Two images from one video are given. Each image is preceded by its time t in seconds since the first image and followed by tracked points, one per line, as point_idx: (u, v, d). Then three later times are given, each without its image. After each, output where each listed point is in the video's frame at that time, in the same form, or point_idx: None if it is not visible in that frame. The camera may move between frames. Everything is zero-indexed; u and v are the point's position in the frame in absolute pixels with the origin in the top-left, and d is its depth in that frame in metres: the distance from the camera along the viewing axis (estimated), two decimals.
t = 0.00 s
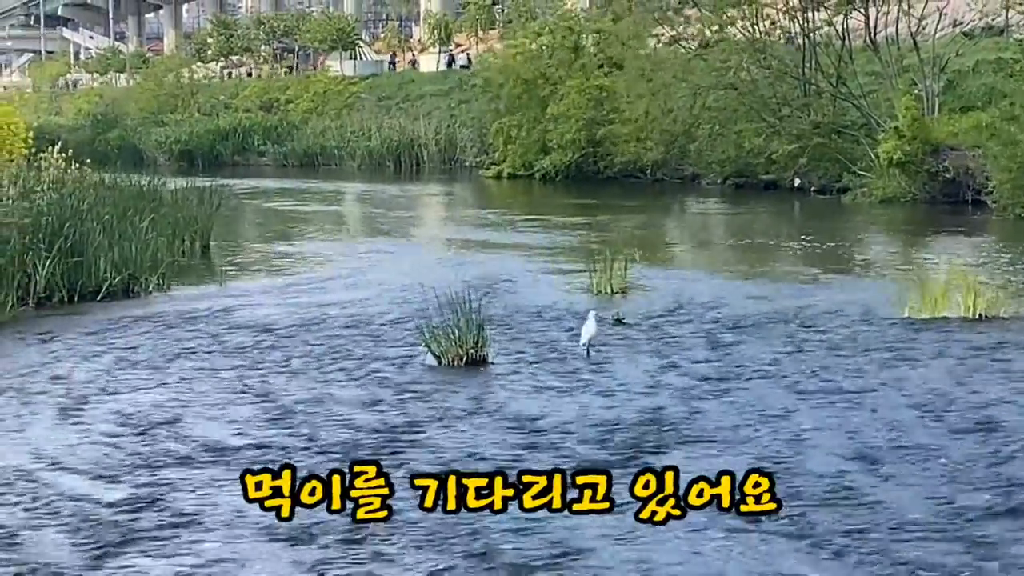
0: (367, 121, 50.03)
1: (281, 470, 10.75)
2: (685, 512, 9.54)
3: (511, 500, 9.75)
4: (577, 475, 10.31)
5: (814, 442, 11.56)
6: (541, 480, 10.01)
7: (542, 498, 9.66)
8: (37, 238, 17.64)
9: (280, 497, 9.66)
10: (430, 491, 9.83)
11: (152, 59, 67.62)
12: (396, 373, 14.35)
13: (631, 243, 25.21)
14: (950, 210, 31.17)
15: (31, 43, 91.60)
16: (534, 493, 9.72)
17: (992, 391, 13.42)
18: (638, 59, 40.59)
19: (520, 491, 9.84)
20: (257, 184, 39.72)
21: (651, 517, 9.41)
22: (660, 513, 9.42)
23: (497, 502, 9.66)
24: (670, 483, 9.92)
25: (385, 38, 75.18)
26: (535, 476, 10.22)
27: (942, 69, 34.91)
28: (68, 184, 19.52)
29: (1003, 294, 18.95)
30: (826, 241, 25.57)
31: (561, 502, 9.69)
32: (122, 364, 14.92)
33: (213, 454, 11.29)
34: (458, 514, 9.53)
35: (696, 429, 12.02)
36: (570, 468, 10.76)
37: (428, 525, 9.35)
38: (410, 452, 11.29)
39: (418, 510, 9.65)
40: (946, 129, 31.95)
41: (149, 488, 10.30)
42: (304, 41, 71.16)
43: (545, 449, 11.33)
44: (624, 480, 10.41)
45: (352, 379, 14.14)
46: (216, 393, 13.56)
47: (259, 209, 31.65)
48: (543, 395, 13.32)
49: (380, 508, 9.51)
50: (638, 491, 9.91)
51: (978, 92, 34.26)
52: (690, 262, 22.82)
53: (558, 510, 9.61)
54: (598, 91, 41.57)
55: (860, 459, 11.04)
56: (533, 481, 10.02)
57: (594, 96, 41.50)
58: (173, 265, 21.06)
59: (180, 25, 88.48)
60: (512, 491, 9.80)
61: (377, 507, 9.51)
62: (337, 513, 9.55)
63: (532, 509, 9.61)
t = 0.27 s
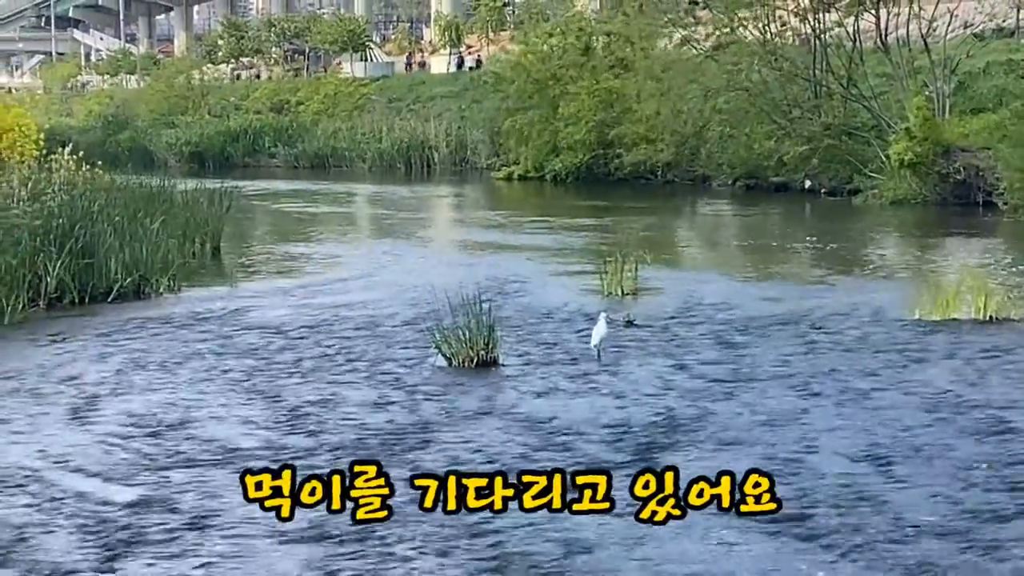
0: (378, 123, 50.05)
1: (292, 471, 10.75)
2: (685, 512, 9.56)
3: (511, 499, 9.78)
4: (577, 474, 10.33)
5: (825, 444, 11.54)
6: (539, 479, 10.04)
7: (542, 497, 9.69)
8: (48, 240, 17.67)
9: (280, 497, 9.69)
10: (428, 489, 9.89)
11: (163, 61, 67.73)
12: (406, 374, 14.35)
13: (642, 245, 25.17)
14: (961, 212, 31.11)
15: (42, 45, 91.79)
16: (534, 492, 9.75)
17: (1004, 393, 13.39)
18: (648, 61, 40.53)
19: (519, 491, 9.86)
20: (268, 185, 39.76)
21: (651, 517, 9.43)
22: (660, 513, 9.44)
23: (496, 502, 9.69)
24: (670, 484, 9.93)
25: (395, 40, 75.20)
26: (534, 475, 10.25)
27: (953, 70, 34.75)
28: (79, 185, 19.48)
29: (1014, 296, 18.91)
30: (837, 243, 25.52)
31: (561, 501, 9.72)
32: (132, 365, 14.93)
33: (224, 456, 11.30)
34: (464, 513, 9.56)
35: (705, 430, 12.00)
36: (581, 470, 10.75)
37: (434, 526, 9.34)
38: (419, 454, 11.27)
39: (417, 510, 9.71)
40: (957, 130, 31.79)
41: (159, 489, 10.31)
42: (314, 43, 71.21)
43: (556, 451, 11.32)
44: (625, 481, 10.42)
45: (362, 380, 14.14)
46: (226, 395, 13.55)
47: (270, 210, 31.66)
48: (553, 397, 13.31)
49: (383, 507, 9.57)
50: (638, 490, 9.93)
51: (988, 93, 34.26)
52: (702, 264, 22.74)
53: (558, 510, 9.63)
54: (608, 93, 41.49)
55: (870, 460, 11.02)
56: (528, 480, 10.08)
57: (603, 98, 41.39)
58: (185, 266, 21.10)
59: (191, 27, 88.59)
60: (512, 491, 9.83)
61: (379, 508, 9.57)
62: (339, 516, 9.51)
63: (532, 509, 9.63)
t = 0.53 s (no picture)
0: (389, 124, 50.06)
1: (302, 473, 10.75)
2: (685, 512, 9.59)
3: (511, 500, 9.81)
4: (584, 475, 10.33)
5: (835, 445, 11.53)
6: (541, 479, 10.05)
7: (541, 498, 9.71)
8: (60, 241, 17.71)
9: (279, 497, 9.73)
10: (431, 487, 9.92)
11: (174, 63, 67.80)
12: (416, 376, 14.36)
13: (652, 247, 25.12)
14: (972, 213, 31.03)
15: (54, 47, 92.06)
16: (534, 493, 9.78)
17: (1015, 395, 13.36)
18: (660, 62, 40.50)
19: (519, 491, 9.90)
20: (280, 187, 39.83)
21: (651, 517, 9.45)
22: (660, 513, 9.46)
23: (496, 503, 9.71)
24: (670, 483, 9.95)
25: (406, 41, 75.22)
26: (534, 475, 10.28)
27: (964, 71, 34.71)
28: (92, 187, 19.51)
29: None
30: (847, 245, 25.46)
31: (561, 501, 9.73)
32: (143, 366, 14.95)
33: (234, 457, 11.31)
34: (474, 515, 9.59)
35: (718, 433, 11.98)
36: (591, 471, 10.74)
37: (442, 526, 9.36)
38: (431, 455, 11.28)
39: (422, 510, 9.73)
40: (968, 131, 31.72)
41: (170, 491, 10.32)
42: (325, 44, 71.24)
43: (566, 453, 11.32)
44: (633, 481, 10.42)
45: (373, 382, 14.15)
46: (238, 397, 13.57)
47: (280, 212, 31.65)
48: (563, 398, 13.31)
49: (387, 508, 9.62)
50: (638, 490, 9.95)
51: (999, 94, 34.33)
52: (713, 266, 22.64)
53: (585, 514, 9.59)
54: (619, 94, 41.40)
55: (881, 462, 11.00)
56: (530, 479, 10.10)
57: (614, 99, 41.26)
58: (196, 267, 21.13)
59: (202, 28, 88.72)
60: (512, 491, 9.86)
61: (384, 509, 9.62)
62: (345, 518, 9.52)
63: (532, 509, 9.66)
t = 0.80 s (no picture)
0: (400, 126, 50.11)
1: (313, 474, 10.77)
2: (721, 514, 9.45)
3: (510, 501, 9.69)
4: (598, 478, 10.32)
5: (847, 447, 11.51)
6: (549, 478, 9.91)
7: (550, 499, 9.57)
8: (71, 242, 17.74)
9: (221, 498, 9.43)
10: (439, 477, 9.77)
11: (184, 65, 67.93)
12: (427, 377, 14.36)
13: (662, 248, 25.09)
14: (983, 215, 30.96)
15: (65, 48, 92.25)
16: (540, 494, 9.61)
17: None
18: (671, 63, 40.46)
19: (522, 491, 9.79)
20: (291, 188, 39.89)
21: (689, 522, 9.28)
22: (699, 518, 9.29)
23: (492, 505, 9.54)
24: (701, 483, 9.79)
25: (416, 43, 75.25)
26: (540, 474, 10.15)
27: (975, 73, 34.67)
28: (103, 188, 19.58)
29: None
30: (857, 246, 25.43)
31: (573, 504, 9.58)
32: (155, 368, 14.98)
33: (246, 458, 11.33)
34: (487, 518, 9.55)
35: (731, 434, 11.95)
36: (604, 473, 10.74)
37: (455, 528, 9.33)
38: (443, 457, 11.26)
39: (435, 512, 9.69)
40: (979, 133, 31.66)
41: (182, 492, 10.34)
42: (335, 46, 71.30)
43: (577, 454, 11.31)
44: (645, 483, 10.41)
45: (384, 383, 14.16)
46: (249, 398, 13.57)
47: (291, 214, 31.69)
48: (575, 400, 13.31)
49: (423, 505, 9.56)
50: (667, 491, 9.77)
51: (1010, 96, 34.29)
52: (723, 267, 22.65)
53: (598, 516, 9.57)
54: (630, 95, 41.31)
55: (893, 464, 10.98)
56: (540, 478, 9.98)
57: (625, 100, 41.21)
58: (207, 269, 21.18)
59: (212, 30, 88.86)
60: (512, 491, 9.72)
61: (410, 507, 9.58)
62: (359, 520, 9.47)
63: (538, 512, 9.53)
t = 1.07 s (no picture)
0: (410, 126, 50.16)
1: (323, 475, 10.79)
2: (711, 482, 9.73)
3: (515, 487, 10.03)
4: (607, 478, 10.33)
5: (857, 447, 11.51)
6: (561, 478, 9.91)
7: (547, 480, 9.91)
8: (82, 243, 17.78)
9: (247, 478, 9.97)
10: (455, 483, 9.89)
11: (194, 66, 68.05)
12: (437, 378, 14.39)
13: (672, 248, 25.12)
14: (993, 215, 30.90)
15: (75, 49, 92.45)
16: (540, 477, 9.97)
17: None
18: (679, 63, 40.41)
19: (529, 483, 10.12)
20: (302, 189, 39.98)
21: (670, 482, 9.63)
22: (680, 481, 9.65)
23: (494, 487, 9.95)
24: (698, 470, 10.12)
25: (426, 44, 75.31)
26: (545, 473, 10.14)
27: (985, 74, 34.60)
28: (113, 188, 19.56)
29: None
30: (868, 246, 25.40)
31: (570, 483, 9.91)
32: (165, 368, 15.03)
33: (256, 459, 11.36)
34: (497, 519, 9.59)
35: (740, 435, 11.96)
36: (612, 473, 10.75)
37: (465, 528, 9.36)
38: (453, 458, 11.28)
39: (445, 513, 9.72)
40: (989, 133, 31.58)
41: (192, 492, 10.37)
42: (346, 46, 71.40)
43: (586, 455, 11.33)
44: (655, 483, 10.41)
45: (394, 384, 14.18)
46: (259, 399, 13.60)
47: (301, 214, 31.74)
48: (584, 400, 13.32)
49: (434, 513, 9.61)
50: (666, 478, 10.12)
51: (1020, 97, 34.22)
52: (733, 267, 22.65)
53: (604, 516, 9.56)
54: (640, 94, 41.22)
55: (902, 465, 10.98)
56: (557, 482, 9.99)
57: (636, 100, 41.16)
58: (217, 270, 21.23)
59: (223, 30, 89.04)
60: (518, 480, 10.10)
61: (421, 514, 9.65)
62: (369, 521, 9.52)
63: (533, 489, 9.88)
